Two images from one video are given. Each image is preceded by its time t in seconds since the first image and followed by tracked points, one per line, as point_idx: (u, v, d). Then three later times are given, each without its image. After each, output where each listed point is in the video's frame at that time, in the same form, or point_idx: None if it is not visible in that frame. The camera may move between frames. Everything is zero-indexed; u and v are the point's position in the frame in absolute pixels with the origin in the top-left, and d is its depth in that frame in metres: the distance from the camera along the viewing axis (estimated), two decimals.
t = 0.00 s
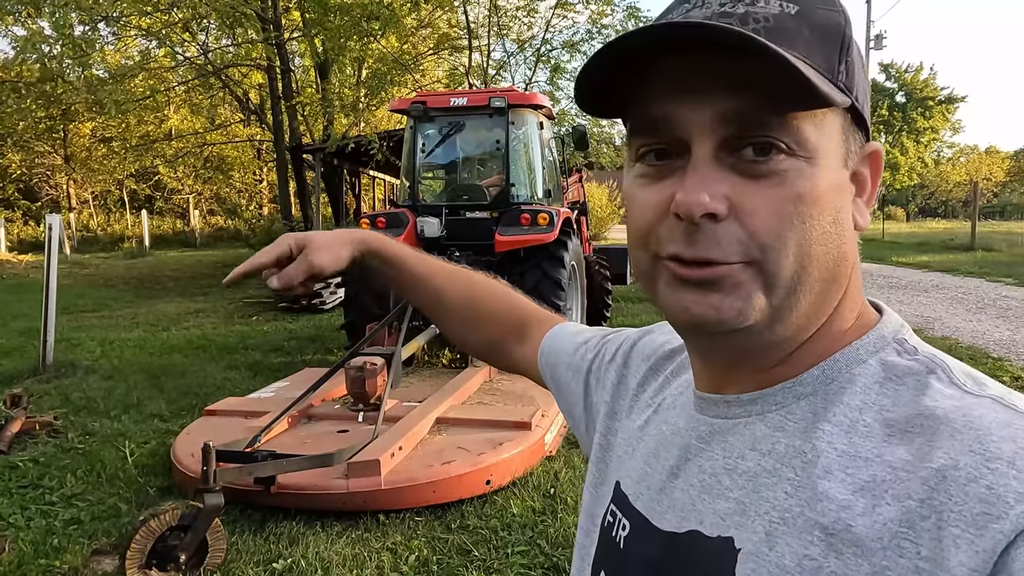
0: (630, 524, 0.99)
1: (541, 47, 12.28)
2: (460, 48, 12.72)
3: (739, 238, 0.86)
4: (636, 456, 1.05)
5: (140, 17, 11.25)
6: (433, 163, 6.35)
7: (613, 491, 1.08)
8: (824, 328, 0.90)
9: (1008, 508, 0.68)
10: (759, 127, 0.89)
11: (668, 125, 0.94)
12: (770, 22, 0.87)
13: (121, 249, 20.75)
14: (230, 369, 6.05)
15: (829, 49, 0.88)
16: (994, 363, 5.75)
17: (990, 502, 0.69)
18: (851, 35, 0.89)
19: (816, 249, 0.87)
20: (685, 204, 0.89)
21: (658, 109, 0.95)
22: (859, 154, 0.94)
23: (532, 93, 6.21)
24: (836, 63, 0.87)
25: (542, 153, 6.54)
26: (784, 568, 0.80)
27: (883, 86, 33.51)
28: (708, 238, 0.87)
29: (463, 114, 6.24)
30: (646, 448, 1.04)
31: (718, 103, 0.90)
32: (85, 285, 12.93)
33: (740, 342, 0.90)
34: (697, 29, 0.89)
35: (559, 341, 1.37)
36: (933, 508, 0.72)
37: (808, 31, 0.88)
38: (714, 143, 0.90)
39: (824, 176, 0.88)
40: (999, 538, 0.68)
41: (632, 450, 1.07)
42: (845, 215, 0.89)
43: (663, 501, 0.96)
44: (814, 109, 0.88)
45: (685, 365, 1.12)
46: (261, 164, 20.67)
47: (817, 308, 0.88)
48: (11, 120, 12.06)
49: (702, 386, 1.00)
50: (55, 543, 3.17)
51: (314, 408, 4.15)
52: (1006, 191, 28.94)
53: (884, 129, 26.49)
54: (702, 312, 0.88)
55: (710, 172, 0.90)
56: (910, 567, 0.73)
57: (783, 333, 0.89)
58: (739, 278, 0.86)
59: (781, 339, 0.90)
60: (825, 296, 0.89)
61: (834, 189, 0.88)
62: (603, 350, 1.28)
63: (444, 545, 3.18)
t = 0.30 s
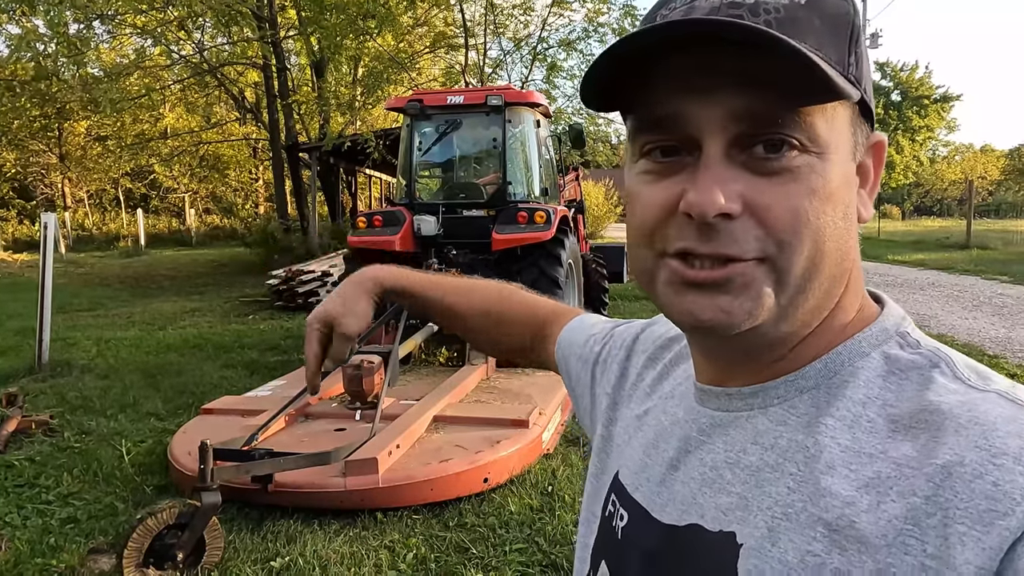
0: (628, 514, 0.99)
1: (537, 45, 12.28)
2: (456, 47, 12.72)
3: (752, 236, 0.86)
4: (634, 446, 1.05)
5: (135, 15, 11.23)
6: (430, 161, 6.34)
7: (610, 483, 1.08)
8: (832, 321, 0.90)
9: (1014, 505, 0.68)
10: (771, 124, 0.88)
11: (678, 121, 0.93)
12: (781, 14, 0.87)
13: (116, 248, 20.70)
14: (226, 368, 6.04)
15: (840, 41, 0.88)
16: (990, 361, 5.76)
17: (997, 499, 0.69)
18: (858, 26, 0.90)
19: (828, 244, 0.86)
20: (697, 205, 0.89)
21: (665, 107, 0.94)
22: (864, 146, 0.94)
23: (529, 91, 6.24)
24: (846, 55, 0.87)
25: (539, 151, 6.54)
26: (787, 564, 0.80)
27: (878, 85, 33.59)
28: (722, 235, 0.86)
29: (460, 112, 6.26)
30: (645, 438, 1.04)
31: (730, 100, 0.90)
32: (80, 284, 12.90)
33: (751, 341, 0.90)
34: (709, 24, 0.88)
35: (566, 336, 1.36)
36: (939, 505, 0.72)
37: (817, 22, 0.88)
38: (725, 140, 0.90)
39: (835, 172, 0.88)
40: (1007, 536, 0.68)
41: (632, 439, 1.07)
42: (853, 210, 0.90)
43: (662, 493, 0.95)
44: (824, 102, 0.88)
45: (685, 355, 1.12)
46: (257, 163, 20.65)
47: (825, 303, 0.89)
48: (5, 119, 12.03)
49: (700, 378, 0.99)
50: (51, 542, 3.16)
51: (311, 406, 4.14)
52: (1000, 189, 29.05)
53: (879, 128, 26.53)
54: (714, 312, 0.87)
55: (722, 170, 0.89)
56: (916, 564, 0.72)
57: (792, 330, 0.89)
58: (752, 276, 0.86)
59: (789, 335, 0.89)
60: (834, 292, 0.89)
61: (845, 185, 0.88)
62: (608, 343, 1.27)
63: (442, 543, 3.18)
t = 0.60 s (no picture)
0: (618, 523, 0.99)
1: (533, 44, 12.29)
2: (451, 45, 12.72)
3: (744, 245, 0.86)
4: (625, 455, 1.06)
5: (129, 13, 11.21)
6: (426, 160, 6.33)
7: (600, 489, 1.08)
8: (825, 328, 0.90)
9: (1003, 514, 0.68)
10: (762, 133, 0.88)
11: (668, 131, 0.93)
12: (775, 22, 0.87)
13: (111, 248, 20.66)
14: (222, 368, 6.03)
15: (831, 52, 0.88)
16: (984, 360, 5.78)
17: (986, 509, 0.69)
18: (849, 32, 0.90)
19: (821, 252, 0.87)
20: (687, 214, 0.89)
21: (658, 115, 0.94)
22: (857, 153, 0.95)
23: (524, 90, 6.21)
24: (837, 66, 0.87)
25: (535, 150, 6.52)
26: (777, 572, 0.80)
27: (873, 83, 33.65)
28: (715, 245, 0.87)
29: (456, 111, 6.23)
30: (636, 446, 1.04)
31: (720, 109, 0.89)
32: (74, 283, 12.86)
33: (744, 349, 0.90)
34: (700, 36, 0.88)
35: (552, 335, 1.36)
36: (928, 515, 0.72)
37: (810, 31, 0.88)
38: (716, 149, 0.89)
39: (827, 181, 0.88)
40: (995, 546, 0.68)
41: (623, 446, 1.07)
42: (846, 218, 0.90)
43: (654, 501, 0.96)
44: (816, 112, 0.88)
45: (676, 362, 1.12)
46: (252, 162, 20.61)
47: (817, 310, 0.89)
48: None
49: (691, 387, 1.00)
50: (45, 544, 3.15)
51: (306, 407, 4.14)
52: (994, 187, 29.13)
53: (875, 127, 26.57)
54: (706, 324, 0.87)
55: (713, 179, 0.89)
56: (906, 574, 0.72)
57: (785, 339, 0.89)
58: (745, 286, 0.86)
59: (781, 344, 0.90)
60: (827, 300, 0.89)
61: (837, 193, 0.88)
62: (595, 346, 1.28)
63: (438, 544, 3.18)
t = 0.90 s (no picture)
0: (609, 526, 0.99)
1: (527, 43, 12.29)
2: (446, 44, 12.72)
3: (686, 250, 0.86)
4: (617, 458, 1.05)
5: (123, 12, 11.17)
6: (420, 160, 6.34)
7: (590, 491, 1.09)
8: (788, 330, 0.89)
9: (991, 523, 0.68)
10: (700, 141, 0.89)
11: (615, 144, 0.98)
12: (708, 30, 0.91)
13: (104, 246, 20.57)
14: (216, 368, 6.01)
15: (773, 56, 0.88)
16: (977, 358, 5.80)
17: (975, 517, 0.69)
18: (804, 29, 0.88)
19: (762, 256, 0.85)
20: (624, 223, 0.91)
21: (608, 128, 0.99)
22: (830, 153, 0.91)
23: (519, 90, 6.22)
24: (780, 68, 0.87)
25: (530, 150, 6.53)
26: None
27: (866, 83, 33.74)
28: (649, 251, 0.88)
29: (450, 111, 6.25)
30: (628, 448, 1.04)
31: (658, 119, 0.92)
32: (67, 282, 12.81)
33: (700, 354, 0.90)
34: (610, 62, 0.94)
35: (556, 358, 1.33)
36: (917, 523, 0.72)
37: (753, 36, 0.89)
38: (661, 158, 0.92)
39: (768, 184, 0.86)
40: (984, 555, 0.68)
41: (615, 449, 1.07)
42: (808, 219, 0.87)
43: (644, 505, 0.96)
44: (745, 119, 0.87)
45: (666, 369, 1.12)
46: (246, 161, 20.56)
47: (776, 313, 0.88)
48: None
49: (685, 389, 1.00)
50: (38, 544, 3.14)
51: (301, 406, 4.13)
52: (987, 187, 29.24)
53: (868, 126, 26.63)
54: (649, 327, 0.89)
55: (657, 187, 0.91)
56: None
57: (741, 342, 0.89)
58: (681, 292, 0.87)
59: (742, 346, 0.90)
60: (784, 306, 0.88)
61: (786, 196, 0.86)
62: (593, 362, 1.26)
63: (432, 544, 3.18)
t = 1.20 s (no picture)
0: (607, 539, 0.98)
1: (520, 42, 12.28)
2: (438, 43, 12.72)
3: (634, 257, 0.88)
4: (614, 468, 1.05)
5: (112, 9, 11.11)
6: (412, 159, 6.32)
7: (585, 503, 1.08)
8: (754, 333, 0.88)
9: (999, 540, 0.67)
10: (627, 151, 0.89)
11: (564, 156, 1.00)
12: (637, 45, 0.90)
13: (94, 246, 20.45)
14: (206, 368, 5.98)
15: (701, 63, 0.86)
16: (968, 357, 5.83)
17: (982, 534, 0.69)
18: (732, 33, 0.84)
19: (695, 263, 0.85)
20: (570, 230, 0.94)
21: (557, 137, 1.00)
22: (783, 155, 0.85)
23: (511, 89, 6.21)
24: (707, 73, 0.85)
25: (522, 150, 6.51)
26: None
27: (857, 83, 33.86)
28: (594, 257, 0.91)
29: (443, 110, 6.23)
30: (624, 460, 1.04)
31: (585, 134, 0.93)
32: (58, 282, 12.74)
33: (664, 356, 0.92)
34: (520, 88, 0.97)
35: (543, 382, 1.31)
36: (923, 539, 0.72)
37: (680, 44, 0.87)
38: (600, 168, 0.92)
39: (695, 192, 0.85)
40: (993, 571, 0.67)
41: (612, 461, 1.06)
42: (756, 221, 0.85)
43: (642, 518, 0.95)
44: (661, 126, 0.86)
45: (658, 378, 1.12)
46: (237, 160, 20.49)
47: (731, 318, 0.87)
48: None
49: (681, 398, 0.99)
50: (26, 548, 3.11)
51: (292, 407, 4.10)
52: (978, 187, 29.39)
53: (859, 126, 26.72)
54: (607, 330, 0.92)
55: (598, 198, 0.92)
56: None
57: (700, 344, 0.89)
58: (626, 295, 0.89)
59: (705, 351, 0.90)
60: (737, 312, 0.87)
61: (719, 204, 0.85)
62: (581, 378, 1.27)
63: (424, 545, 3.17)
